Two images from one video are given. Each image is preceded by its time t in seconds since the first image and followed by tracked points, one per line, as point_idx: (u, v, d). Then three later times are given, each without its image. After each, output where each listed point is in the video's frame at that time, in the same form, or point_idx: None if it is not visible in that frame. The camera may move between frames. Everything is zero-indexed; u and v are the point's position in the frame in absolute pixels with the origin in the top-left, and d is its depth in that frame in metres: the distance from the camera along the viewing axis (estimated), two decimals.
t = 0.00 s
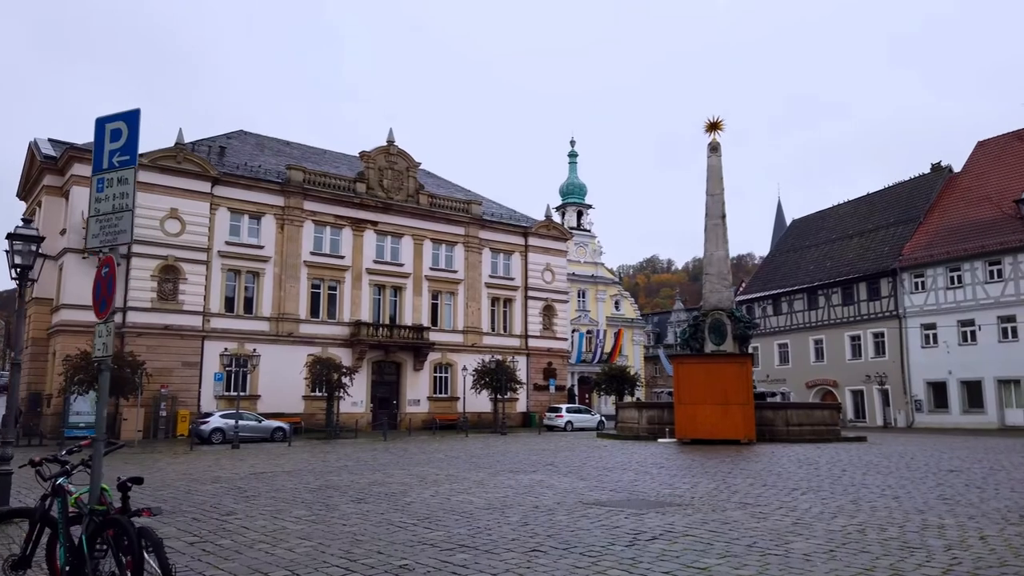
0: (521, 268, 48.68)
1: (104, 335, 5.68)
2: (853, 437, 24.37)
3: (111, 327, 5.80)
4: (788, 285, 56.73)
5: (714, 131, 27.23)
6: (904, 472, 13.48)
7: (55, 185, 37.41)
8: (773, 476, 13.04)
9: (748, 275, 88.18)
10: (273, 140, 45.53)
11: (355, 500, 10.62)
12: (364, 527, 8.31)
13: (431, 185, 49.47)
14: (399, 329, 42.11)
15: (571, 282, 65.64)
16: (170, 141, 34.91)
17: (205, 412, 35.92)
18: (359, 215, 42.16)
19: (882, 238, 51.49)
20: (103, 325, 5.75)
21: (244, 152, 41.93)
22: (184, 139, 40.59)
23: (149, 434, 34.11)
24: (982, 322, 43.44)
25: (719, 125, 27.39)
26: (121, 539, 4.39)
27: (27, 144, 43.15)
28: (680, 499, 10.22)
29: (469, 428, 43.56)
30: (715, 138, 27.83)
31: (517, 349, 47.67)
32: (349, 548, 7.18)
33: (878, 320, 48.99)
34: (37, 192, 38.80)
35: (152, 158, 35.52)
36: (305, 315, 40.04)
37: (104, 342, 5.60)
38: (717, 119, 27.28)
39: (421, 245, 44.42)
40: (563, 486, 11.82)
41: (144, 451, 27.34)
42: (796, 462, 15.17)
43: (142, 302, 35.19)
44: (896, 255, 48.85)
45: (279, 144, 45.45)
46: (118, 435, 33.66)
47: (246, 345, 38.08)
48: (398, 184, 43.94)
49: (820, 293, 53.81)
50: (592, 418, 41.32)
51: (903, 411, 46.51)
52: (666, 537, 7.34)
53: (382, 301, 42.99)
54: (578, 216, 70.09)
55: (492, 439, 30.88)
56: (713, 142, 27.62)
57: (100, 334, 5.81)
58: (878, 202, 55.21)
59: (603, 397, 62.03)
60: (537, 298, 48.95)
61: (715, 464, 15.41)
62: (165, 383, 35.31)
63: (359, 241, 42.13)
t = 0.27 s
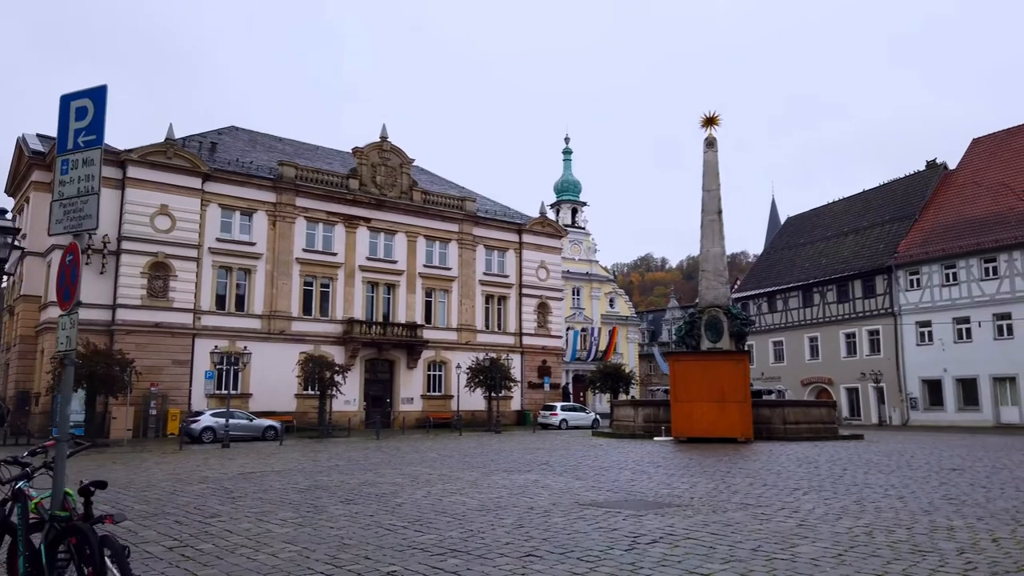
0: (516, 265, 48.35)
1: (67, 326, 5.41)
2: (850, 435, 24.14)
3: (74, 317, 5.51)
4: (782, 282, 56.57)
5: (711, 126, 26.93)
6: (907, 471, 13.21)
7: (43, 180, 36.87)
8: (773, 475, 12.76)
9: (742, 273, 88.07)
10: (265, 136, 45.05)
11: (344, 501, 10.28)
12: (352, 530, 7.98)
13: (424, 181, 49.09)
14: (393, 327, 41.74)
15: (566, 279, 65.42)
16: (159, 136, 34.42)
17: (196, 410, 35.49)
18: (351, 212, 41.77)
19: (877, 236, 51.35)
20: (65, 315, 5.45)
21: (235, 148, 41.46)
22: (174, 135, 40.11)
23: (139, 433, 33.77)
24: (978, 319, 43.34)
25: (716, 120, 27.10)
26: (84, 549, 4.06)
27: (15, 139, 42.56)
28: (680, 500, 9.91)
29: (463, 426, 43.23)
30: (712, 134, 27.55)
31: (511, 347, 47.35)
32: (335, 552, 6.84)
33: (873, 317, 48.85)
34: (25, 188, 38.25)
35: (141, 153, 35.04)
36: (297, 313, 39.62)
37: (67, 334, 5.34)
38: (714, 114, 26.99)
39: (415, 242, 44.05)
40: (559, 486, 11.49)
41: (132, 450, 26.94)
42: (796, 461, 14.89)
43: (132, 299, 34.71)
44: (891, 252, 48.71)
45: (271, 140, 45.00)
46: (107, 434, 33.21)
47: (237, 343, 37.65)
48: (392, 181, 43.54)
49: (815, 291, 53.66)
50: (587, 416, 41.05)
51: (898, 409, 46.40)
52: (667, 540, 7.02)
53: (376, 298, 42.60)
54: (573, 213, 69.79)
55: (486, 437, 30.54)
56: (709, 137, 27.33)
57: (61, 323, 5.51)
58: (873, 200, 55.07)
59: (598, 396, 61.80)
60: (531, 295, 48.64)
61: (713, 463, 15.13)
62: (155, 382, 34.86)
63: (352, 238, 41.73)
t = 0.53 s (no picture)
0: (511, 264, 48.07)
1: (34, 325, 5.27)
2: (849, 434, 23.93)
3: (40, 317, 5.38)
4: (779, 281, 56.43)
5: (708, 123, 26.71)
6: (911, 472, 12.98)
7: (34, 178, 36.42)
8: (775, 476, 12.50)
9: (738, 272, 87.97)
10: (259, 133, 44.68)
11: (337, 505, 9.98)
12: (343, 535, 7.68)
13: (419, 180, 48.78)
14: (388, 326, 41.42)
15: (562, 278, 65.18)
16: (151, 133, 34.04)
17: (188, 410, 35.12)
18: (346, 210, 41.43)
19: (873, 234, 51.22)
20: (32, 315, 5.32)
21: (228, 145, 41.10)
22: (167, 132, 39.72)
23: (131, 433, 33.34)
24: (975, 318, 43.23)
25: (714, 117, 26.88)
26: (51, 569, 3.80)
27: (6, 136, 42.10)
28: (682, 503, 9.64)
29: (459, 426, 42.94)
30: (710, 131, 27.33)
31: (507, 346, 47.08)
32: (326, 560, 6.54)
33: (870, 317, 48.71)
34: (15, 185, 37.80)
35: (133, 151, 34.63)
36: (291, 312, 39.27)
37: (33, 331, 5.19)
38: (712, 111, 26.77)
39: (410, 241, 43.73)
40: (556, 488, 11.21)
41: (123, 450, 26.58)
42: (797, 462, 14.65)
43: (124, 298, 34.31)
44: (888, 251, 48.58)
45: (265, 137, 44.63)
46: (98, 434, 32.86)
47: (231, 342, 37.28)
48: (387, 179, 43.21)
49: (811, 290, 53.51)
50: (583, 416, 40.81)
51: (895, 408, 46.27)
52: (671, 547, 6.75)
53: (370, 297, 42.27)
54: (568, 212, 69.52)
55: (482, 437, 30.26)
56: (707, 134, 27.11)
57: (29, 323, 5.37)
58: (870, 198, 54.96)
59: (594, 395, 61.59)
60: (527, 294, 48.36)
61: (713, 464, 14.88)
62: (148, 381, 34.47)
63: (347, 236, 41.40)
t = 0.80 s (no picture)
0: (508, 263, 47.78)
1: None
2: (849, 434, 23.68)
3: None
4: (776, 281, 56.25)
5: (707, 120, 26.45)
6: (916, 472, 12.71)
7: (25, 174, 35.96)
8: (777, 476, 12.23)
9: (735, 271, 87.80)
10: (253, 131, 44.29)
11: (327, 506, 9.66)
12: (333, 538, 7.37)
13: (415, 178, 48.45)
14: (383, 325, 41.09)
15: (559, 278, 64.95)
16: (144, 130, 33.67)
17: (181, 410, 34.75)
18: (341, 208, 41.08)
19: (871, 233, 51.03)
20: None
21: (222, 143, 40.71)
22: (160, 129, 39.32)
23: (122, 433, 32.97)
24: (972, 317, 43.07)
25: (712, 113, 26.62)
26: None
27: None
28: (684, 504, 9.35)
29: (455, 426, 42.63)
30: (708, 128, 27.07)
31: (504, 345, 46.79)
32: (313, 565, 6.23)
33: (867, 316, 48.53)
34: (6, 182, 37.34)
35: (125, 148, 34.24)
36: (286, 311, 38.91)
37: None
38: (710, 108, 26.51)
39: (406, 239, 43.39)
40: (554, 489, 10.92)
41: (114, 451, 26.22)
42: (799, 462, 14.39)
43: (116, 297, 33.92)
44: (885, 250, 48.39)
45: (259, 135, 44.26)
46: (89, 434, 32.53)
47: (224, 341, 36.91)
48: (382, 176, 42.86)
49: (808, 289, 53.32)
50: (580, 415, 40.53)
51: (892, 408, 46.10)
52: (675, 551, 6.46)
53: (366, 296, 41.92)
54: (565, 211, 69.26)
55: (478, 437, 29.96)
56: (706, 131, 26.85)
57: None
58: (867, 197, 54.79)
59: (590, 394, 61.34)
60: (524, 293, 48.06)
61: (714, 463, 14.60)
62: (140, 381, 34.09)
63: (342, 235, 41.05)
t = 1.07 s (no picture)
0: (503, 262, 47.45)
1: None
2: (848, 434, 23.44)
3: None
4: (771, 280, 56.08)
5: (704, 117, 26.19)
6: (921, 474, 12.45)
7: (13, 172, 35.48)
8: (780, 479, 11.94)
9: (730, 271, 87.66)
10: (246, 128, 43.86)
11: (318, 511, 9.32)
12: (322, 547, 7.03)
13: (409, 176, 48.07)
14: (377, 325, 40.72)
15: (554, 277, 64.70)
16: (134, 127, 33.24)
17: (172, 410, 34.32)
18: (334, 207, 40.68)
19: (867, 233, 50.89)
20: None
21: (214, 140, 40.28)
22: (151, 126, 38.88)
23: (112, 434, 32.57)
24: (968, 316, 42.95)
25: (710, 111, 26.36)
26: None
27: None
28: (688, 508, 9.04)
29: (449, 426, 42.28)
30: (705, 125, 26.81)
31: (498, 345, 46.46)
32: None
33: (863, 315, 48.38)
34: None
35: (115, 145, 33.79)
36: (278, 310, 38.49)
37: None
38: (708, 105, 26.25)
39: (400, 238, 43.02)
40: (553, 492, 10.61)
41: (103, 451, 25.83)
42: (801, 464, 14.09)
43: (106, 295, 33.46)
44: (881, 249, 48.25)
45: (251, 132, 43.84)
46: (77, 434, 32.18)
47: (216, 341, 36.48)
48: (376, 174, 42.47)
49: (804, 288, 53.15)
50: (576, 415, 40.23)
51: (888, 408, 45.95)
52: (682, 560, 6.15)
53: (359, 295, 41.53)
54: (560, 210, 69.00)
55: (473, 438, 29.64)
56: (703, 128, 26.59)
57: None
58: (863, 197, 54.65)
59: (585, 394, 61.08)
60: (519, 292, 47.76)
61: (715, 465, 14.32)
62: (130, 381, 33.64)
63: (335, 233, 40.66)
